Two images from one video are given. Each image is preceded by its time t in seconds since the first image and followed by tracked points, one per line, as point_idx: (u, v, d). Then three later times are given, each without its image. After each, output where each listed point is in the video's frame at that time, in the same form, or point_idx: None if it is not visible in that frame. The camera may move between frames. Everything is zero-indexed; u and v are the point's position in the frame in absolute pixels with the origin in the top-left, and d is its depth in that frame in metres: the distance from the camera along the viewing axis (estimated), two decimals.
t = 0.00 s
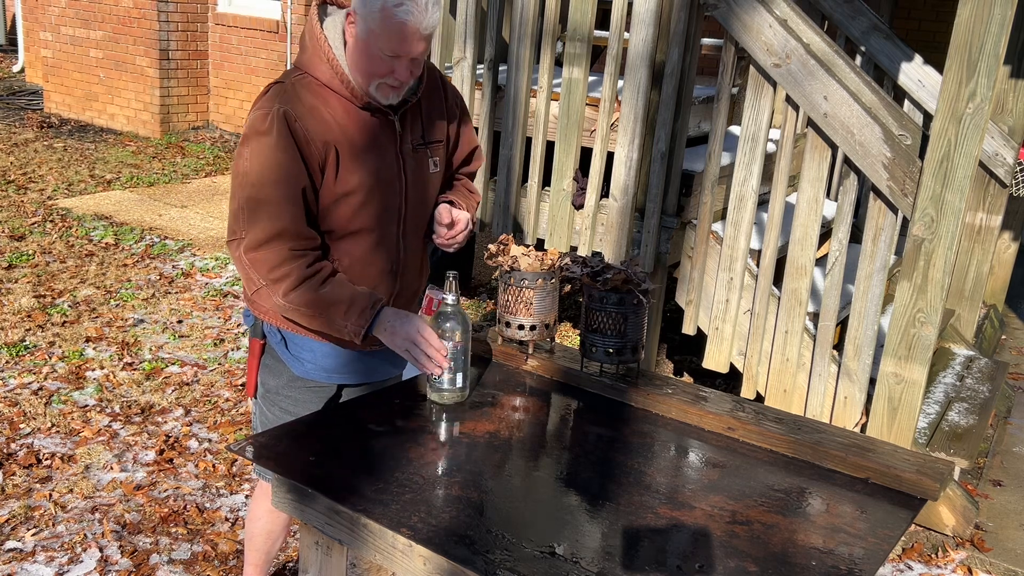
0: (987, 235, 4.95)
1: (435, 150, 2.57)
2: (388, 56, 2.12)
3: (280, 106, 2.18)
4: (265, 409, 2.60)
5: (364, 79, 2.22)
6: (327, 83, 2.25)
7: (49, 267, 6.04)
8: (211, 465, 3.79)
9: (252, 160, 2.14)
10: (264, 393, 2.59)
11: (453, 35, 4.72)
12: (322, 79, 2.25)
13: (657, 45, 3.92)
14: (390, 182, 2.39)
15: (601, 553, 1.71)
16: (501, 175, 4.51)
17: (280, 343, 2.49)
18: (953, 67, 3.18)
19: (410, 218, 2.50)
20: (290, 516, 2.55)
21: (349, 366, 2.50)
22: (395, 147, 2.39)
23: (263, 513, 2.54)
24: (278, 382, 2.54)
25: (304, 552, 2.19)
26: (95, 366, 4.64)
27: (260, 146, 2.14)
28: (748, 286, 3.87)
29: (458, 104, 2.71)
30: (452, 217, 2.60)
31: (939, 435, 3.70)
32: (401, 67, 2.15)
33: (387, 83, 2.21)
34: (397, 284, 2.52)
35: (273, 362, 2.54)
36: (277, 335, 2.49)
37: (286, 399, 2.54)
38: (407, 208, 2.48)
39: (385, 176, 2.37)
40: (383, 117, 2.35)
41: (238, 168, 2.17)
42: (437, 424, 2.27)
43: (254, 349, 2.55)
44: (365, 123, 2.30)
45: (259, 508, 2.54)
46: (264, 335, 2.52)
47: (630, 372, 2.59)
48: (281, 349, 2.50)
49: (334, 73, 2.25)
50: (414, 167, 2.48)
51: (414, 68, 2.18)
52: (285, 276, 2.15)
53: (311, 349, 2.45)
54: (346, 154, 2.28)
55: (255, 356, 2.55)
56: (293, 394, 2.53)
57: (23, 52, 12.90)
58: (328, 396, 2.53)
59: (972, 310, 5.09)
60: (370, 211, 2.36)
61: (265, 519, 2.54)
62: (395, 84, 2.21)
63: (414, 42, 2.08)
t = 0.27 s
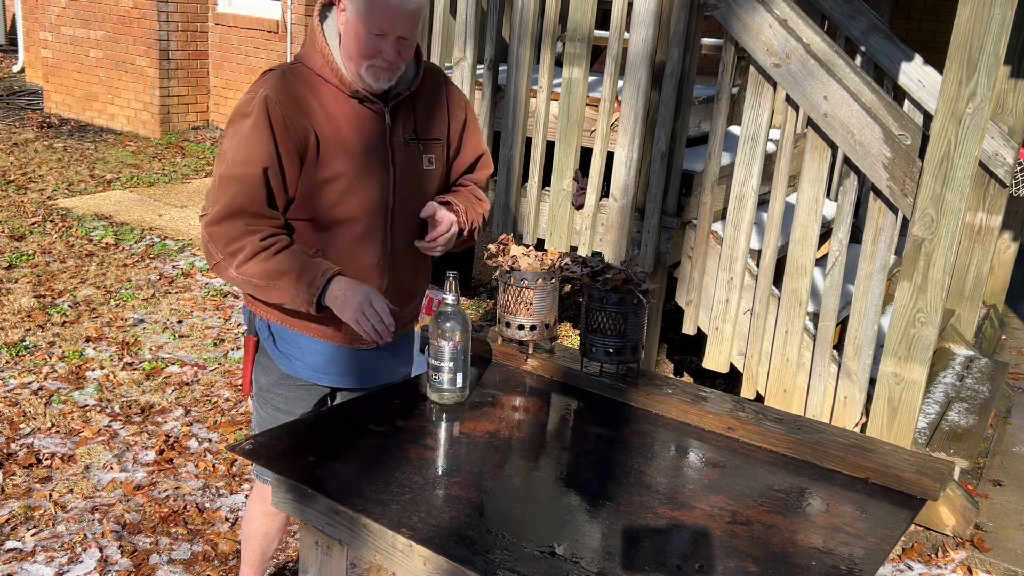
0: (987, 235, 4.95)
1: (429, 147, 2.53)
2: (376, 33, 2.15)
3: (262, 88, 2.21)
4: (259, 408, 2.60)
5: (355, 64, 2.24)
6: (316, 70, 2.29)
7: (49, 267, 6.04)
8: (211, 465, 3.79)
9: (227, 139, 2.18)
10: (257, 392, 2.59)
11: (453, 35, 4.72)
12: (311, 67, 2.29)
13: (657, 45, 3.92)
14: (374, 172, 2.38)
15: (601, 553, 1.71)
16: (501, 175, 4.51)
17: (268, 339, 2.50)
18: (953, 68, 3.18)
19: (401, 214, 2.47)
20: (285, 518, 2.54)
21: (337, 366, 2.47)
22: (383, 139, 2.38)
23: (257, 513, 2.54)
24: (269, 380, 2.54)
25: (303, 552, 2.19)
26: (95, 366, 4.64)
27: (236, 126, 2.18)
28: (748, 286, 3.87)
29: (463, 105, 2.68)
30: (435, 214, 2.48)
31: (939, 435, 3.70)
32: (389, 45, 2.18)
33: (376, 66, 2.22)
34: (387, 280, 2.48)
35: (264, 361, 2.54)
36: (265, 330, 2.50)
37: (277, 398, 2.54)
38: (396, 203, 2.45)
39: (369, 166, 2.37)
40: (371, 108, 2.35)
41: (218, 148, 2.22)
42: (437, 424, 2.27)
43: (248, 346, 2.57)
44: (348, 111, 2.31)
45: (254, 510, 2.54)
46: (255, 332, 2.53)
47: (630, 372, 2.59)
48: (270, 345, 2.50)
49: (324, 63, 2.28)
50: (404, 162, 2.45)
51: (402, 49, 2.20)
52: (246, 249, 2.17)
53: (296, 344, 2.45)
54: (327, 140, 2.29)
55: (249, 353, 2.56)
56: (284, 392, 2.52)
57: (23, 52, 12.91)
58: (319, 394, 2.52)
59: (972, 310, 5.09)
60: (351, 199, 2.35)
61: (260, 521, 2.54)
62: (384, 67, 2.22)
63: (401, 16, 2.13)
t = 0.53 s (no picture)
0: (987, 235, 4.95)
1: (416, 143, 2.50)
2: (355, 10, 2.22)
3: (246, 77, 2.28)
4: (252, 408, 2.60)
5: (339, 48, 2.29)
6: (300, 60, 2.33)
7: (49, 267, 6.04)
8: (211, 465, 3.80)
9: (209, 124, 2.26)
10: (250, 391, 2.59)
11: (453, 35, 4.72)
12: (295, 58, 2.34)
13: (657, 45, 3.92)
14: (349, 160, 2.37)
15: (601, 553, 1.71)
16: (501, 175, 4.51)
17: (255, 336, 2.51)
18: (953, 68, 3.18)
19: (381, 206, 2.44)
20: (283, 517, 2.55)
21: (321, 365, 2.46)
22: (362, 127, 2.37)
23: (256, 513, 2.55)
24: (259, 380, 2.54)
25: (304, 552, 2.19)
26: (95, 366, 4.64)
27: (217, 111, 2.26)
28: (748, 286, 3.87)
29: (459, 107, 2.65)
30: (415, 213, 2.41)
31: (939, 435, 3.70)
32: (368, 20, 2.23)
33: (359, 45, 2.26)
34: (367, 273, 2.45)
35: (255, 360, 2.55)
36: (253, 326, 2.51)
37: (267, 397, 2.53)
38: (375, 195, 2.42)
39: (346, 152, 2.36)
40: (352, 97, 2.36)
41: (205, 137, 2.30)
42: (437, 424, 2.27)
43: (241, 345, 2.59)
44: (328, 99, 2.33)
45: (253, 510, 2.55)
46: (244, 330, 2.54)
47: (630, 372, 2.59)
48: (257, 342, 2.51)
49: (310, 55, 2.33)
50: (386, 154, 2.43)
51: (383, 26, 2.25)
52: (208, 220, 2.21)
53: (279, 340, 2.45)
54: (302, 125, 2.31)
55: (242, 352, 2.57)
56: (274, 392, 2.52)
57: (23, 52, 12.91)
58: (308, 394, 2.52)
59: (972, 310, 5.09)
60: (324, 185, 2.35)
61: (259, 520, 2.55)
62: (366, 45, 2.26)
63: None
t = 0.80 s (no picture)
0: (987, 235, 4.95)
1: (396, 134, 2.47)
2: None
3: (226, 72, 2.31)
4: (234, 408, 2.57)
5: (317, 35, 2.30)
6: (280, 54, 2.34)
7: (49, 267, 6.04)
8: (211, 465, 3.80)
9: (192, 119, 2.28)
10: (233, 392, 2.57)
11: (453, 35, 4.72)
12: (276, 52, 2.35)
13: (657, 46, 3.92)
14: (330, 151, 2.36)
15: (601, 553, 1.71)
16: (501, 175, 4.51)
17: (237, 335, 2.50)
18: (953, 67, 3.18)
19: (359, 199, 2.42)
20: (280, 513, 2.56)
21: (302, 363, 2.45)
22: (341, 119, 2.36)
23: (251, 511, 2.55)
24: (242, 379, 2.52)
25: (304, 552, 2.19)
26: (95, 366, 4.64)
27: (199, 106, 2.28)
28: (748, 286, 3.87)
29: (440, 101, 2.64)
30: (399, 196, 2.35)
31: (939, 435, 3.70)
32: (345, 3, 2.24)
33: (336, 30, 2.27)
34: (349, 265, 2.42)
35: (236, 359, 2.53)
36: (236, 325, 2.50)
37: (250, 398, 2.51)
38: (356, 186, 2.41)
39: (325, 143, 2.35)
40: (329, 88, 2.35)
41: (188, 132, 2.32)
42: (436, 424, 2.27)
43: (225, 345, 2.58)
44: (307, 90, 2.33)
45: (249, 509, 2.56)
46: (227, 329, 2.53)
47: (630, 372, 2.59)
48: (239, 341, 2.49)
49: (288, 49, 2.34)
50: (366, 145, 2.41)
51: (359, 9, 2.27)
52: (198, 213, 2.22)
53: (260, 337, 2.44)
54: (282, 117, 2.30)
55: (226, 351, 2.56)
56: (257, 392, 2.50)
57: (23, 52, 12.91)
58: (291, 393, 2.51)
59: (972, 310, 5.09)
60: (305, 178, 2.34)
61: (255, 519, 2.56)
62: (343, 29, 2.27)
63: None
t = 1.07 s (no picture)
0: (987, 235, 4.95)
1: (376, 132, 2.46)
2: None
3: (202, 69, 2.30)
4: (216, 409, 2.55)
5: (296, 31, 2.30)
6: (257, 51, 2.33)
7: (49, 267, 6.04)
8: (211, 465, 3.80)
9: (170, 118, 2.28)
10: (215, 392, 2.55)
11: (453, 35, 4.72)
12: (254, 48, 2.34)
13: (657, 45, 3.92)
14: (309, 149, 2.36)
15: (601, 553, 1.71)
16: (501, 175, 4.51)
17: (218, 335, 2.49)
18: (953, 68, 3.18)
19: (338, 198, 2.42)
20: (274, 509, 2.57)
21: (283, 362, 2.44)
22: (319, 117, 2.36)
23: (244, 508, 2.57)
24: (224, 380, 2.50)
25: (304, 552, 2.19)
26: (95, 366, 4.64)
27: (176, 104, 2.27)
28: (748, 286, 3.87)
29: (419, 99, 2.64)
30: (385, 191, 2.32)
31: (939, 435, 3.70)
32: None
33: (314, 25, 2.28)
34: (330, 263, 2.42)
35: (217, 360, 2.52)
36: (216, 326, 2.49)
37: (232, 397, 2.49)
38: (337, 183, 2.41)
39: (306, 141, 2.35)
40: (308, 86, 2.35)
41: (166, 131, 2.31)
42: (436, 424, 2.27)
43: (205, 345, 2.57)
44: (285, 88, 2.33)
45: (242, 505, 2.57)
46: (208, 330, 2.52)
47: (631, 372, 2.59)
48: (220, 342, 2.49)
49: (265, 45, 2.33)
50: (346, 143, 2.41)
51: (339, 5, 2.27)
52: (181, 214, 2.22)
53: (241, 336, 2.44)
54: (260, 116, 2.30)
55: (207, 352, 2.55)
56: (239, 391, 2.48)
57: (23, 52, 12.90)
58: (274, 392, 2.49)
59: (972, 310, 5.10)
60: (285, 177, 2.34)
61: (248, 514, 2.57)
62: (322, 25, 2.28)
63: None
